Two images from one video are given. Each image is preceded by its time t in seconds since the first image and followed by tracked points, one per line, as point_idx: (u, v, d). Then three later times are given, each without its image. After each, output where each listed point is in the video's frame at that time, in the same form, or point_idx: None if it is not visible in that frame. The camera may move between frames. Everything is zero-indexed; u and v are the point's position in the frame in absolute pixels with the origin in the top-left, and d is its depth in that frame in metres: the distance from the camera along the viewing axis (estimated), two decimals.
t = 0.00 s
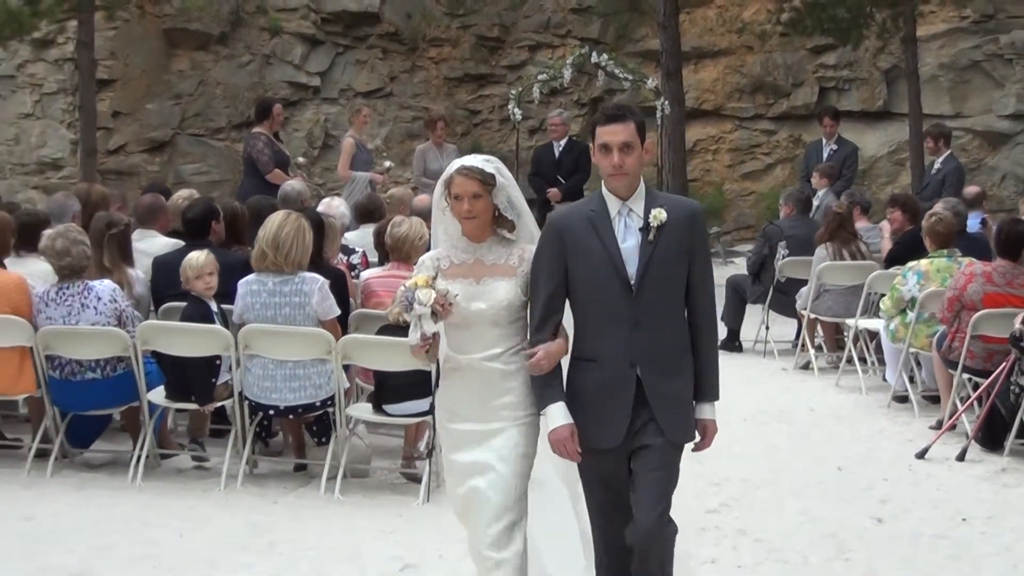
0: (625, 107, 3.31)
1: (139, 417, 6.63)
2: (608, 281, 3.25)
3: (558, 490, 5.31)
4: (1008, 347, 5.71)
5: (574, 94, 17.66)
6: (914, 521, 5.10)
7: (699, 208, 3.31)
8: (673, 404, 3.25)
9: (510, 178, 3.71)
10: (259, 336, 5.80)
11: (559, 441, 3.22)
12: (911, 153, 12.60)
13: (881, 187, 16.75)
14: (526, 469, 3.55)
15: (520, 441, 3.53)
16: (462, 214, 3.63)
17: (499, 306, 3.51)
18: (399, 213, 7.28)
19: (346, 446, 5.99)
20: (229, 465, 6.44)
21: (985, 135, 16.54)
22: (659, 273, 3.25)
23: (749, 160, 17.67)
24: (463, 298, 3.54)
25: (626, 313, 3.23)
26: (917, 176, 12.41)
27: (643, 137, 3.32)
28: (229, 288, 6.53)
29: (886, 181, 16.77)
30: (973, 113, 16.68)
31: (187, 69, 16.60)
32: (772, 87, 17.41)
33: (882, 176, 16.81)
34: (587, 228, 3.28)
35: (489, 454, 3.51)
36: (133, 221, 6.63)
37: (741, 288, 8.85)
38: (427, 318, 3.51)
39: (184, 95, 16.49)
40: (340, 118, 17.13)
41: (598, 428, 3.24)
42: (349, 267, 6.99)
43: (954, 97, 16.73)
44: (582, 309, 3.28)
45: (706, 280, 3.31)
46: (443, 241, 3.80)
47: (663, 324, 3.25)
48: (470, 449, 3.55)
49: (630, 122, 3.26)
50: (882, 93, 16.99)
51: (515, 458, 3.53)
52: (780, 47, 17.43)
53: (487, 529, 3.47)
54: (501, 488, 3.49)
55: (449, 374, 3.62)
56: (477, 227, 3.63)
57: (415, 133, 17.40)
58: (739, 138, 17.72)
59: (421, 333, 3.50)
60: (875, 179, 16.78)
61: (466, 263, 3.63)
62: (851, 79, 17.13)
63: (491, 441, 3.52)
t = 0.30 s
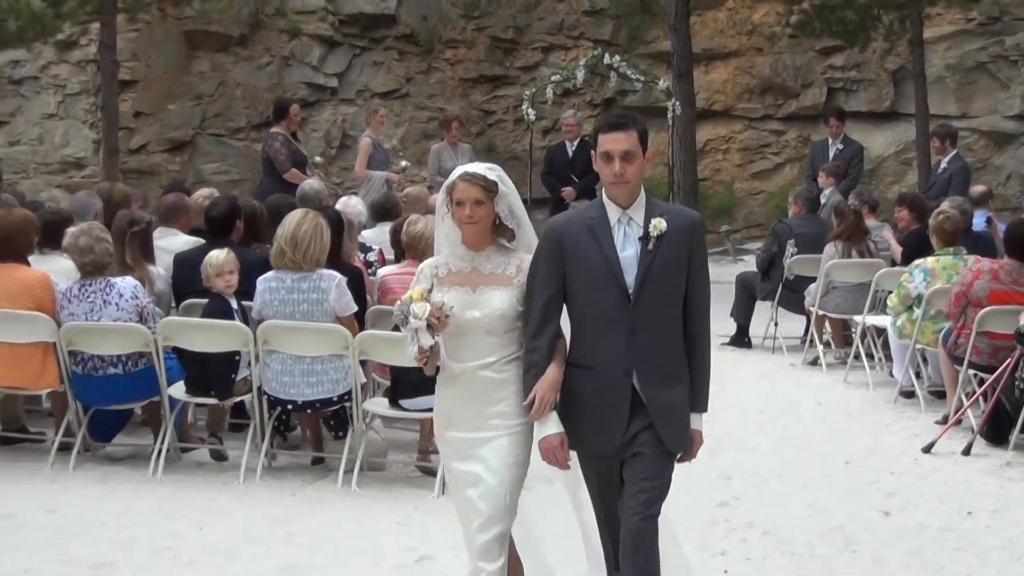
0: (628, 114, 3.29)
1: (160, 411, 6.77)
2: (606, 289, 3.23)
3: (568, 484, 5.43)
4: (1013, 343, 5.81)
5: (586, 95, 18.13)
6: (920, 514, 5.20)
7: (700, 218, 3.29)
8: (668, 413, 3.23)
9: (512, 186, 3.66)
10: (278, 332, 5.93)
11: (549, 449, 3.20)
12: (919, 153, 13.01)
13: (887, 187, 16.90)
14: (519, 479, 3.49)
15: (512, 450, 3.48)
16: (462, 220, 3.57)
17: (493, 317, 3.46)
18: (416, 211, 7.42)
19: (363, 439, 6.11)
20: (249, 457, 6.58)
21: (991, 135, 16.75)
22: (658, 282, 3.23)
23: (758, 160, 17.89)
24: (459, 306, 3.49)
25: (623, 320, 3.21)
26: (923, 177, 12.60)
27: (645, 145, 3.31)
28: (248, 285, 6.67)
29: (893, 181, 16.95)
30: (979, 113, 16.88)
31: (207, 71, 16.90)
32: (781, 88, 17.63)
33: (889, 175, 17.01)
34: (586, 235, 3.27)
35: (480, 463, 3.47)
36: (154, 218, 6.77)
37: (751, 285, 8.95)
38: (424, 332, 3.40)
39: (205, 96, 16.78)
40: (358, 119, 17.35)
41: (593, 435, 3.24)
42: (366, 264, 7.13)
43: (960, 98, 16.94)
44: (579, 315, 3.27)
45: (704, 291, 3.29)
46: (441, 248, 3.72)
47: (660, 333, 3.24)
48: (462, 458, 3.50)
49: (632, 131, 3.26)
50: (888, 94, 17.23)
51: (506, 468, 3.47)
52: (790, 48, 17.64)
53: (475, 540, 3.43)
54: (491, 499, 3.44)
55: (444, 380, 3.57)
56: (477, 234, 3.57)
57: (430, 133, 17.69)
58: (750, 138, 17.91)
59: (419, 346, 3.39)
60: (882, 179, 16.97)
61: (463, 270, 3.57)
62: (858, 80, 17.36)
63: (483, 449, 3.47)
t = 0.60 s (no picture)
0: (632, 126, 3.31)
1: (182, 406, 6.93)
2: (605, 299, 3.24)
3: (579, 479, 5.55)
4: (1018, 339, 5.91)
5: (599, 96, 18.45)
6: (926, 507, 5.32)
7: (702, 233, 3.29)
8: (662, 428, 3.23)
9: (514, 184, 3.72)
10: (298, 329, 6.06)
11: (539, 461, 3.24)
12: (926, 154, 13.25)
13: (895, 186, 17.32)
14: (517, 474, 3.59)
15: (509, 447, 3.56)
16: (463, 216, 3.64)
17: (487, 315, 3.54)
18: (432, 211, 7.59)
19: (381, 434, 6.26)
20: (269, 451, 6.74)
21: (998, 136, 16.87)
22: (657, 295, 3.24)
23: (768, 160, 18.04)
24: (454, 306, 3.58)
25: (620, 333, 3.22)
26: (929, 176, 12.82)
27: (647, 158, 3.32)
28: (268, 282, 6.81)
29: (901, 180, 17.36)
30: (985, 114, 16.99)
31: (229, 73, 17.13)
32: (791, 89, 17.83)
33: (897, 174, 17.38)
34: (588, 245, 3.27)
35: (479, 461, 3.58)
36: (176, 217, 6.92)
37: (760, 282, 8.96)
38: (408, 346, 3.55)
39: (227, 97, 16.99)
40: (376, 119, 17.64)
41: (588, 446, 3.25)
42: (383, 263, 7.27)
43: (967, 99, 17.03)
44: (578, 325, 3.28)
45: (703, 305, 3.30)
46: (443, 242, 3.81)
47: (657, 346, 3.25)
48: (460, 456, 3.60)
49: (634, 142, 3.26)
50: (896, 96, 17.43)
51: (503, 465, 3.56)
52: (799, 51, 17.84)
53: (475, 531, 3.61)
54: (488, 495, 3.57)
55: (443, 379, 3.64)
56: (476, 232, 3.65)
57: (445, 134, 18.00)
58: (761, 139, 18.05)
59: (404, 360, 3.54)
60: (890, 178, 17.33)
61: (460, 267, 3.65)
62: (867, 82, 17.54)
63: (480, 449, 3.57)
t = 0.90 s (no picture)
0: (637, 122, 3.18)
1: (206, 400, 7.07)
2: (602, 293, 3.14)
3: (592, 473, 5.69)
4: None
5: (615, 96, 19.14)
6: (936, 499, 5.42)
7: (707, 231, 3.16)
8: (655, 427, 3.13)
9: (511, 181, 3.66)
10: (319, 325, 6.20)
11: (532, 453, 3.17)
12: (936, 152, 13.55)
13: (907, 185, 18.07)
14: (516, 476, 3.51)
15: (508, 448, 3.49)
16: (459, 218, 3.59)
17: (484, 315, 3.48)
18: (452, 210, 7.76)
19: (400, 427, 6.38)
20: (291, 445, 6.87)
21: (1007, 136, 17.75)
22: (656, 292, 3.12)
23: (782, 159, 18.85)
24: (451, 306, 3.53)
25: (615, 328, 3.12)
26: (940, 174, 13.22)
27: (652, 155, 3.18)
28: (291, 279, 6.98)
29: (912, 179, 18.06)
30: (995, 114, 17.86)
31: (252, 73, 17.87)
32: (803, 89, 18.60)
33: (909, 173, 18.12)
34: (588, 239, 3.19)
35: (476, 460, 3.50)
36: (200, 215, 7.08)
37: (774, 280, 9.08)
38: (394, 342, 3.67)
39: (250, 97, 17.76)
40: (395, 119, 18.37)
41: (579, 441, 3.16)
42: (403, 260, 7.40)
43: (977, 99, 17.86)
44: (576, 319, 3.19)
45: (705, 306, 3.16)
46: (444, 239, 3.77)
47: (654, 343, 3.14)
48: (458, 452, 3.52)
49: (635, 139, 3.13)
50: (907, 96, 18.19)
51: (503, 466, 3.49)
52: (812, 52, 18.65)
53: (469, 532, 3.52)
54: (486, 495, 3.49)
55: (444, 374, 3.58)
56: (473, 233, 3.60)
57: (465, 133, 18.76)
58: (774, 138, 18.89)
59: (390, 357, 3.68)
60: (902, 177, 18.10)
61: (458, 266, 3.61)
62: (879, 82, 18.29)
63: (479, 447, 3.50)
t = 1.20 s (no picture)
0: (635, 116, 3.07)
1: (230, 394, 7.23)
2: (601, 288, 3.06)
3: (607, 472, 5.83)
4: None
5: (632, 96, 19.75)
6: (947, 493, 5.51)
7: (712, 226, 3.03)
8: (653, 425, 3.00)
9: (501, 182, 3.76)
10: (341, 321, 6.34)
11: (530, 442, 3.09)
12: (947, 150, 13.84)
13: (918, 183, 18.50)
14: (513, 475, 3.67)
15: (506, 447, 3.66)
16: (454, 222, 3.69)
17: (481, 316, 3.64)
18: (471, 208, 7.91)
19: (420, 421, 6.52)
20: (314, 438, 7.02)
21: (1017, 135, 18.06)
22: (657, 287, 3.01)
23: (796, 158, 19.45)
24: (449, 307, 3.68)
25: (613, 323, 3.03)
26: (952, 173, 13.52)
27: (653, 151, 3.08)
28: (314, 276, 7.12)
29: (923, 178, 18.49)
30: (1006, 114, 18.17)
31: (276, 74, 18.55)
32: (817, 90, 19.24)
33: (920, 172, 18.52)
34: (589, 232, 3.12)
35: (474, 457, 3.67)
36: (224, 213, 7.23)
37: (787, 276, 9.18)
38: (381, 344, 3.73)
39: (274, 97, 18.41)
40: (416, 119, 18.94)
41: (574, 438, 3.06)
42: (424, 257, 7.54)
43: (988, 99, 18.24)
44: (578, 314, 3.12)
45: (711, 302, 3.01)
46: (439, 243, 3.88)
47: (654, 339, 3.02)
48: (456, 449, 3.69)
49: (633, 134, 3.03)
50: (919, 96, 18.70)
51: (502, 465, 3.66)
52: (826, 53, 19.26)
53: (463, 528, 3.65)
54: (483, 492, 3.65)
55: (443, 374, 3.74)
56: (468, 235, 3.70)
57: (485, 132, 19.33)
58: (788, 137, 19.50)
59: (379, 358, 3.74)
60: (914, 175, 18.53)
61: (454, 268, 3.73)
62: (891, 83, 18.85)
63: (478, 445, 3.66)
